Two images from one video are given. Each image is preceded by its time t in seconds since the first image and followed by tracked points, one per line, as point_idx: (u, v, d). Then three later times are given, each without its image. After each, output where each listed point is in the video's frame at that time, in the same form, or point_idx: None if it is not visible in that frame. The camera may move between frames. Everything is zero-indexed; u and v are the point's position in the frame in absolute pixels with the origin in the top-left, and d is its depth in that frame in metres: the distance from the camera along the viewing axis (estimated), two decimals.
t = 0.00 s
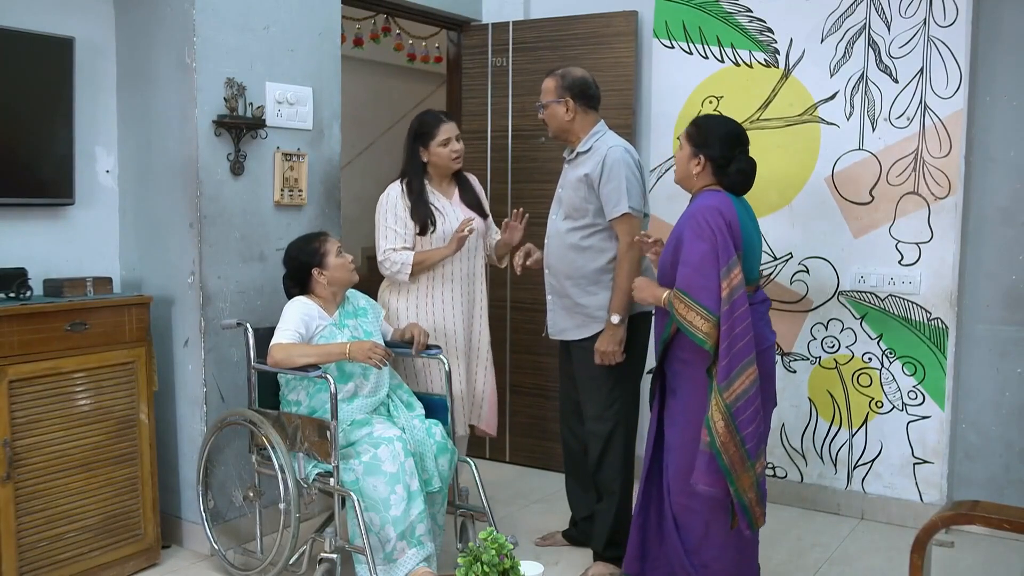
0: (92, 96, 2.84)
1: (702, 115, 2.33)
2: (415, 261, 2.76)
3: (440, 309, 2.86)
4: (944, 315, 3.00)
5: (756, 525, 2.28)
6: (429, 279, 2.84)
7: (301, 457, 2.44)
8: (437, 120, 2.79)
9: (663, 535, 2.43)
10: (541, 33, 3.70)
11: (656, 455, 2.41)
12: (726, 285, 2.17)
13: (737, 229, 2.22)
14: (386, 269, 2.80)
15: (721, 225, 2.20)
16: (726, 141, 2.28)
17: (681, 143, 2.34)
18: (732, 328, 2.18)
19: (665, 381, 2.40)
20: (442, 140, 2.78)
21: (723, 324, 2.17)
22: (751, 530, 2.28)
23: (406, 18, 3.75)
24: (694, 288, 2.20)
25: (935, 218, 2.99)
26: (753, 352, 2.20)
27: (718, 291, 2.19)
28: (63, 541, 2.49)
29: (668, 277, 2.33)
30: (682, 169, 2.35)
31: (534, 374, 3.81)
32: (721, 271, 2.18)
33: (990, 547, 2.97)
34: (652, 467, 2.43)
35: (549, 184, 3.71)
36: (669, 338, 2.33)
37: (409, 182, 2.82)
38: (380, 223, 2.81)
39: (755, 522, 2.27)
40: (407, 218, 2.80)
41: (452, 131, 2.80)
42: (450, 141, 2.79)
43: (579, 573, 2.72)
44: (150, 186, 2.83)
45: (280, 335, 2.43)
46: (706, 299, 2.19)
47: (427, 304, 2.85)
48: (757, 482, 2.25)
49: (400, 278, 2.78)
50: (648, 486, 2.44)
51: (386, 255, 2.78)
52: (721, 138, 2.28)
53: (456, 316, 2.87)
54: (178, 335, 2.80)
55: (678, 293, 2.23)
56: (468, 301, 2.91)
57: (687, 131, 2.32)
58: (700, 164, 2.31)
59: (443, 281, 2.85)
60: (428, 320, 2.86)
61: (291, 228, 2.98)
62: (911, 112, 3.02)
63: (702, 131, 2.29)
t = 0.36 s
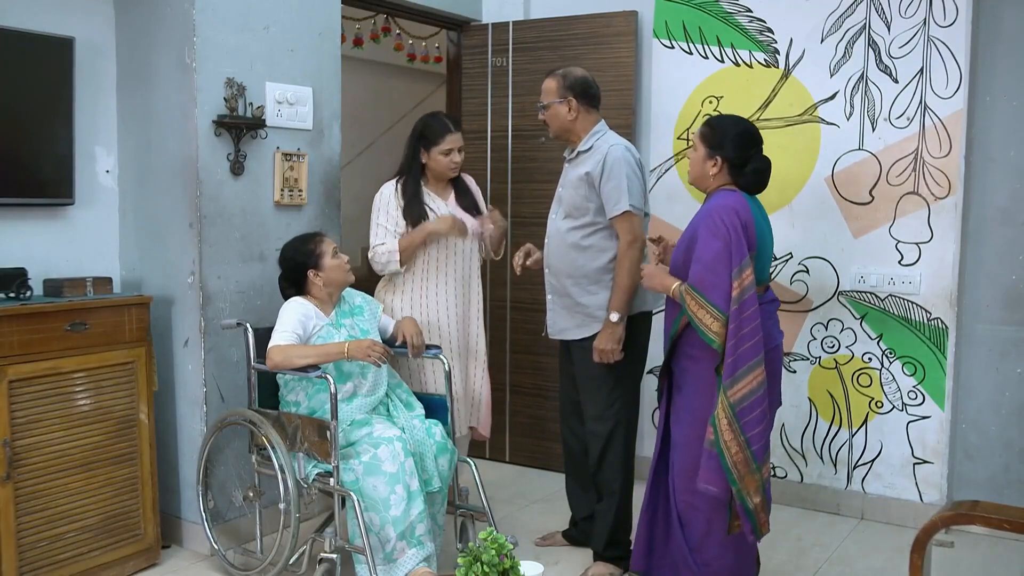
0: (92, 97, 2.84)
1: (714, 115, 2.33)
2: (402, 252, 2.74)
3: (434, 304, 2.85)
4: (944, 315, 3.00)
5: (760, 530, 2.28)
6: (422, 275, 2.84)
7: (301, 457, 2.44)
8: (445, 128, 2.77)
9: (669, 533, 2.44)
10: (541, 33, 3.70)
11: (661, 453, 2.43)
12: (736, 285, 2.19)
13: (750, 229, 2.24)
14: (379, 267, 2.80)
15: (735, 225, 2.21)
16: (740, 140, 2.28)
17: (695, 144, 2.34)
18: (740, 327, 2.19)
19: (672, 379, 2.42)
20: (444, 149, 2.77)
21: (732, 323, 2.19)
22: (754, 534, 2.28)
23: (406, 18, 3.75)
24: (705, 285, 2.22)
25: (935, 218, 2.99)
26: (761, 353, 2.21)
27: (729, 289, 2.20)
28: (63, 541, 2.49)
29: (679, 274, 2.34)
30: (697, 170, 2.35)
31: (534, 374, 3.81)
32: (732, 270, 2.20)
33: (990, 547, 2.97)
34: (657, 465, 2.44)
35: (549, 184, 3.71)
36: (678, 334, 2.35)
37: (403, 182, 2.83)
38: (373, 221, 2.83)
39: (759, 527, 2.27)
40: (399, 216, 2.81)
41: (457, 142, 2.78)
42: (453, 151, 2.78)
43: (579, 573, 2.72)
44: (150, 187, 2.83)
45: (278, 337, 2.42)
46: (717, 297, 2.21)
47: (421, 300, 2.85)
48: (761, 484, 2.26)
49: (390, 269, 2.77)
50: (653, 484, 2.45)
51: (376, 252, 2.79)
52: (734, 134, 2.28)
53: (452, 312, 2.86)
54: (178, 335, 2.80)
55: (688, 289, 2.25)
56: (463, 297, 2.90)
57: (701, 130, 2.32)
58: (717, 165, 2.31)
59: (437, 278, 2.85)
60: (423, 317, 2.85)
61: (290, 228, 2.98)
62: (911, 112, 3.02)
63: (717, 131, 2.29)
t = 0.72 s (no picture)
0: (92, 96, 2.84)
1: (719, 117, 2.37)
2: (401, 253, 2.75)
3: (434, 309, 2.85)
4: (944, 315, 3.00)
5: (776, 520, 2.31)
6: (422, 279, 2.85)
7: (301, 457, 2.44)
8: (444, 120, 2.78)
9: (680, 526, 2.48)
10: (541, 33, 3.70)
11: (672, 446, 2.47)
12: (755, 282, 2.23)
13: (764, 227, 2.29)
14: (375, 267, 2.81)
15: (751, 224, 2.26)
16: (745, 142, 2.32)
17: (703, 146, 2.37)
18: (759, 323, 2.24)
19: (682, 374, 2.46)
20: (446, 140, 2.78)
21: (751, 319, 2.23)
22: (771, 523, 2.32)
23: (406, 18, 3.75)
24: (724, 282, 2.25)
25: (935, 218, 2.99)
26: (777, 348, 2.26)
27: (747, 287, 2.25)
28: (63, 541, 2.49)
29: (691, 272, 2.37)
30: (704, 172, 2.38)
31: (534, 373, 3.81)
32: (750, 268, 2.25)
33: (990, 547, 2.97)
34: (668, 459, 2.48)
35: (549, 184, 3.71)
36: (690, 330, 2.38)
37: (405, 182, 2.84)
38: (372, 222, 2.83)
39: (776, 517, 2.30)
40: (400, 216, 2.81)
41: (457, 133, 2.79)
42: (454, 141, 2.78)
43: (580, 573, 2.72)
44: (150, 187, 2.83)
45: (278, 338, 2.42)
46: (736, 295, 2.25)
47: (421, 305, 2.85)
48: (777, 476, 2.30)
49: (384, 272, 2.80)
50: (664, 477, 2.49)
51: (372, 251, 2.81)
52: (737, 134, 2.32)
53: (451, 317, 2.86)
54: (178, 335, 2.80)
55: (707, 286, 2.28)
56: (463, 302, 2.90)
57: (707, 133, 2.36)
58: (727, 167, 2.34)
59: (436, 282, 2.85)
60: (421, 320, 2.85)
61: (290, 228, 2.98)
62: (911, 112, 3.02)
63: (724, 133, 2.32)
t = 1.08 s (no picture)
0: (92, 96, 2.84)
1: (715, 122, 2.37)
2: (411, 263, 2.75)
3: (441, 308, 2.84)
4: (944, 315, 3.00)
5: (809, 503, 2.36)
6: (429, 280, 2.83)
7: (301, 457, 2.44)
8: (436, 115, 2.81)
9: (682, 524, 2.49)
10: (541, 33, 3.70)
11: (675, 446, 2.49)
12: (771, 285, 2.25)
13: (770, 227, 2.32)
14: (379, 272, 2.82)
15: (760, 227, 2.28)
16: (740, 145, 2.33)
17: (700, 152, 2.37)
18: (779, 323, 2.26)
19: (688, 375, 2.47)
20: (443, 134, 2.80)
21: (772, 320, 2.24)
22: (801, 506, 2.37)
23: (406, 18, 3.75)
24: (741, 287, 2.26)
25: (935, 218, 2.99)
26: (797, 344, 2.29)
27: (763, 289, 2.26)
28: (63, 541, 2.49)
29: (699, 278, 2.37)
30: (703, 177, 2.38)
31: (534, 373, 3.81)
32: (764, 271, 2.27)
33: (990, 547, 2.98)
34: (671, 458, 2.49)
35: (549, 184, 3.71)
36: (701, 331, 2.38)
37: (410, 184, 2.83)
38: (378, 225, 2.82)
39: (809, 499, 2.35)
40: (408, 218, 2.81)
41: (453, 125, 2.81)
42: (452, 133, 2.81)
43: (579, 573, 2.72)
44: (150, 187, 2.83)
45: (279, 338, 2.43)
46: (753, 298, 2.25)
47: (428, 304, 2.84)
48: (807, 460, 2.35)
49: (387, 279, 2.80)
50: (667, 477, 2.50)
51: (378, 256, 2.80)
52: (734, 138, 2.33)
53: (458, 317, 2.86)
54: (178, 335, 2.80)
55: (723, 291, 2.28)
56: (468, 300, 2.90)
57: (704, 138, 2.36)
58: (725, 173, 2.35)
59: (444, 281, 2.84)
60: (428, 321, 2.84)
61: (290, 228, 2.98)
62: (911, 112, 3.02)
63: (721, 138, 2.33)
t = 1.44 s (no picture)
0: (92, 96, 2.84)
1: (699, 124, 2.37)
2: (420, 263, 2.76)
3: (444, 307, 2.84)
4: (944, 315, 3.00)
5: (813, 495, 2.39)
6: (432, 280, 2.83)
7: (301, 457, 2.44)
8: (433, 118, 2.81)
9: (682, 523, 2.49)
10: (541, 33, 3.70)
11: (672, 447, 2.48)
12: (767, 286, 2.27)
13: (759, 228, 2.34)
14: (385, 272, 2.83)
15: (751, 229, 2.29)
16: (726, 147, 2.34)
17: (684, 156, 2.37)
18: (776, 323, 2.27)
19: (682, 378, 2.46)
20: (442, 135, 2.80)
21: (770, 321, 2.26)
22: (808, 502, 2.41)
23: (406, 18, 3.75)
24: (738, 290, 2.26)
25: (935, 218, 2.99)
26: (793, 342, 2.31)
27: (759, 291, 2.28)
28: (63, 542, 2.49)
29: (692, 280, 2.37)
30: (688, 180, 2.38)
31: (534, 373, 3.81)
32: (759, 272, 2.28)
33: (990, 547, 2.98)
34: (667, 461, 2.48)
35: (549, 184, 3.71)
36: (696, 332, 2.38)
37: (410, 185, 2.83)
38: (381, 226, 2.82)
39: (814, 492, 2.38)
40: (408, 219, 2.81)
41: (450, 126, 2.82)
42: (450, 135, 2.81)
43: (579, 573, 2.72)
44: (150, 187, 2.83)
45: (279, 338, 2.43)
46: (750, 300, 2.27)
47: (430, 303, 2.84)
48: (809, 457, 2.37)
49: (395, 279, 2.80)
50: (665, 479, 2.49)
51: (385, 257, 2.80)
52: (717, 141, 2.33)
53: (463, 316, 2.87)
54: (178, 335, 2.80)
55: (719, 294, 2.28)
56: (471, 300, 2.90)
57: (690, 143, 2.36)
58: (711, 175, 2.36)
59: (447, 280, 2.84)
60: (431, 320, 2.84)
61: (291, 228, 2.98)
62: (911, 112, 3.02)
63: (705, 142, 2.33)
